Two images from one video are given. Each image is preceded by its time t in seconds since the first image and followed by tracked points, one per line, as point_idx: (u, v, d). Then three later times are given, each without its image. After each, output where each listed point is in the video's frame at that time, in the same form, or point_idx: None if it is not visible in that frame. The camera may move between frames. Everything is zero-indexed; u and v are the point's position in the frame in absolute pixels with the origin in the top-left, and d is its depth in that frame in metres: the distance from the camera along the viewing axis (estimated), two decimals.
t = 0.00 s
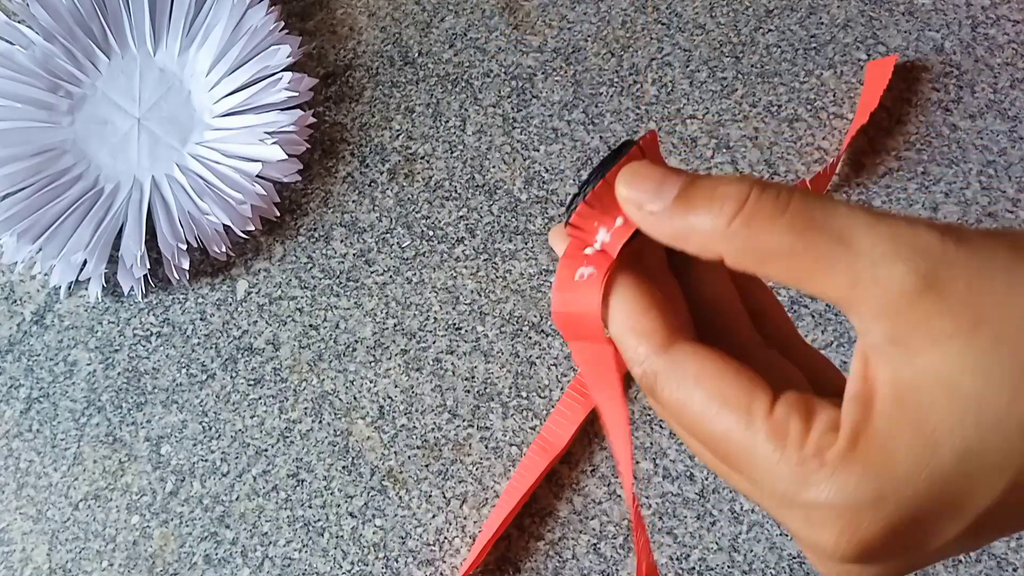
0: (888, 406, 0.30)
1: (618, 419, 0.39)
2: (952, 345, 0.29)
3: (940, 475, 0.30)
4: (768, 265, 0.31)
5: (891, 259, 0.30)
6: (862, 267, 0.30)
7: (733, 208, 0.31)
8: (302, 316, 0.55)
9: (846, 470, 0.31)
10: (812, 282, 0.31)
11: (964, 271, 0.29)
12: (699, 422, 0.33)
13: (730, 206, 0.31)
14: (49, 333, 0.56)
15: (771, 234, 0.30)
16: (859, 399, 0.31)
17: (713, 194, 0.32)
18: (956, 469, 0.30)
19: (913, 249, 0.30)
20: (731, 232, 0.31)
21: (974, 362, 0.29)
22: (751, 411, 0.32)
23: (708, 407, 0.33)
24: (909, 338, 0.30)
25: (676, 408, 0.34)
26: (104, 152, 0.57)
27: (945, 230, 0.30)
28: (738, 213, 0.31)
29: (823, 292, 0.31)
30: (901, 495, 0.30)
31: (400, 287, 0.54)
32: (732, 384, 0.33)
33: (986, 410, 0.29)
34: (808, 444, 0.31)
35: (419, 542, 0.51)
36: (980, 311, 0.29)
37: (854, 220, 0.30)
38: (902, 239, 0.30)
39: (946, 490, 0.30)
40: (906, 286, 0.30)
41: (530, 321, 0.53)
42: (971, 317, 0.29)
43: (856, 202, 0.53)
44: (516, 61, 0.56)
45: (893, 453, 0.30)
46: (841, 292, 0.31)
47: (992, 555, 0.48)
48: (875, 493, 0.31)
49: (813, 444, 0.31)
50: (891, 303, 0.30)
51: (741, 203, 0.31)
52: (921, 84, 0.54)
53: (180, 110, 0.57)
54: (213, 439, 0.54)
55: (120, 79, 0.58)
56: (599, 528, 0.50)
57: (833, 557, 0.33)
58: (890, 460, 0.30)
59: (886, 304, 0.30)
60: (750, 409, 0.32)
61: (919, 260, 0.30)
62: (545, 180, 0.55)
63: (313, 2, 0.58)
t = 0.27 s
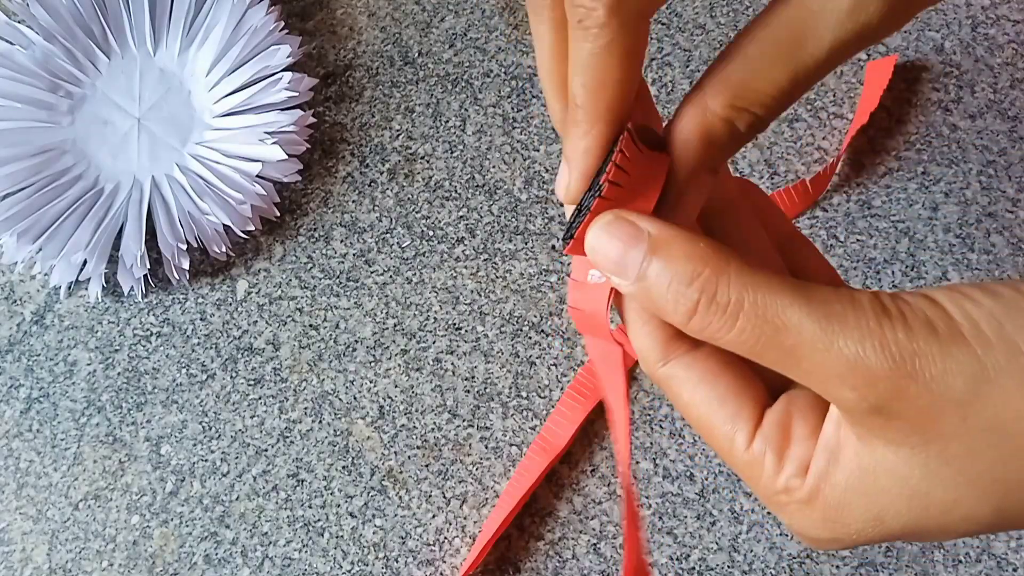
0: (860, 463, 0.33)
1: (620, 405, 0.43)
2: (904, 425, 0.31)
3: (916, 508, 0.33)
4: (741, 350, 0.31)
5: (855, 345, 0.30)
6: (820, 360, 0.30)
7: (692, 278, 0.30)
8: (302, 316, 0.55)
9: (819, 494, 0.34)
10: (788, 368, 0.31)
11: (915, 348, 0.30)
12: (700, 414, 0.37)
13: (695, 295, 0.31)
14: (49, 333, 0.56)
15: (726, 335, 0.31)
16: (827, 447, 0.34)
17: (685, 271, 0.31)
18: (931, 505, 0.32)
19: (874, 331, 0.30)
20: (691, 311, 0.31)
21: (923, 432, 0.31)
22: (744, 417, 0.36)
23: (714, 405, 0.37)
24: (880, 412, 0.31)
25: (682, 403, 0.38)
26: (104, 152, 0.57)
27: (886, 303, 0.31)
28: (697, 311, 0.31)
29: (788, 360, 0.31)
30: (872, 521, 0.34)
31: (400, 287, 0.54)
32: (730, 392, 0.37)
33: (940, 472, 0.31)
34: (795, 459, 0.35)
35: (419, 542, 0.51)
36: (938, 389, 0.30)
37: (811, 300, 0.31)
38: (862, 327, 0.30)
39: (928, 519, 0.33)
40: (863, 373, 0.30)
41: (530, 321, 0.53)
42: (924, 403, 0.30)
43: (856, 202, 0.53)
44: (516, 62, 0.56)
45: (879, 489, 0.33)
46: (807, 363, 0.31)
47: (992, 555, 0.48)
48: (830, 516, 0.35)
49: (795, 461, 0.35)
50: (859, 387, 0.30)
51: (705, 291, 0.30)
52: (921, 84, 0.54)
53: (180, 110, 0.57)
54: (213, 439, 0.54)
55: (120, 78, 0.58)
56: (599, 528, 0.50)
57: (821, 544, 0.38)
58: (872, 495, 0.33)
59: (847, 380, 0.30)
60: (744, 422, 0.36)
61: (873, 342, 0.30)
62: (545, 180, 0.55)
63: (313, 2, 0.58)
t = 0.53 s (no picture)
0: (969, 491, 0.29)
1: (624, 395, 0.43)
2: (925, 434, 0.30)
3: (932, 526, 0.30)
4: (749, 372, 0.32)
5: (857, 342, 0.31)
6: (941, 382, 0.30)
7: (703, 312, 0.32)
8: (302, 316, 0.55)
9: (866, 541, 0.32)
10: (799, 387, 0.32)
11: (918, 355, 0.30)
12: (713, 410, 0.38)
13: (699, 329, 0.32)
14: (49, 333, 0.56)
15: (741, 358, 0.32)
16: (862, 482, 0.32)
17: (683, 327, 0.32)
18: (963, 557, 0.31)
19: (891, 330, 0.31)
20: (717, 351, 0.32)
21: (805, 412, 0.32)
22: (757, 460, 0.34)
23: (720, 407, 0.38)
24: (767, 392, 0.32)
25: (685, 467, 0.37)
26: (104, 152, 0.57)
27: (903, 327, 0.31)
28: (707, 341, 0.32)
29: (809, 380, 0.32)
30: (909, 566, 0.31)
31: (401, 287, 0.54)
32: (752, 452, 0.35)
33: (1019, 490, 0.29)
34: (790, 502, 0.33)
35: (419, 542, 0.51)
36: (965, 416, 0.30)
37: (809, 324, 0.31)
38: (869, 328, 0.31)
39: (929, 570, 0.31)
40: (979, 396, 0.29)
41: (530, 321, 0.53)
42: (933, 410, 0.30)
43: (856, 202, 0.53)
44: (515, 62, 0.56)
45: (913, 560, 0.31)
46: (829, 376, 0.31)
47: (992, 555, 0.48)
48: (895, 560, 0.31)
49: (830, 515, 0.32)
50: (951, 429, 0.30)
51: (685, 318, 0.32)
52: (921, 84, 0.54)
53: (180, 110, 0.57)
54: (213, 439, 0.54)
55: (120, 78, 0.58)
56: (599, 528, 0.50)
57: None
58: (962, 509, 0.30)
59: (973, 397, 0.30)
60: (771, 481, 0.34)
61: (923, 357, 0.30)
62: (545, 180, 0.55)
63: (313, 2, 0.58)
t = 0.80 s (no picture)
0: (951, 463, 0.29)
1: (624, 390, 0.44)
2: (884, 418, 0.29)
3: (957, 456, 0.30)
4: (699, 371, 0.31)
5: (850, 383, 0.29)
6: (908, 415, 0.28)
7: (675, 313, 0.31)
8: (301, 316, 0.54)
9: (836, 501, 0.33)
10: (757, 394, 0.31)
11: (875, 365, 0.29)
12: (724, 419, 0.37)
13: (688, 334, 0.31)
14: (48, 333, 0.56)
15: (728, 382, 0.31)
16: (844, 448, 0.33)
17: (649, 300, 0.31)
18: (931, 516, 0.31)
19: (872, 370, 0.29)
20: (694, 366, 0.31)
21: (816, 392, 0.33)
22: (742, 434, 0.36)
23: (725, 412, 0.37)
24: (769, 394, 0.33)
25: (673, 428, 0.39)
26: (103, 152, 0.56)
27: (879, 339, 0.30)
28: (697, 367, 0.31)
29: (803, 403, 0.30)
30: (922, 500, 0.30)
31: (400, 287, 0.54)
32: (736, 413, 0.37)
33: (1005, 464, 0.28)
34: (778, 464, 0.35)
35: (419, 542, 0.51)
36: (974, 367, 0.28)
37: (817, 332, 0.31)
38: (862, 360, 0.29)
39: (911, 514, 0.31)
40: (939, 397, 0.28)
41: (530, 321, 0.53)
42: (934, 406, 0.28)
43: (857, 202, 0.53)
44: (515, 61, 0.56)
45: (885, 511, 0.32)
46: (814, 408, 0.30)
47: (994, 556, 0.48)
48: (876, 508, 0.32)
49: (806, 472, 0.34)
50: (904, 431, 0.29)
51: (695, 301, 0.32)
52: (922, 83, 0.54)
53: (180, 110, 0.57)
54: (212, 439, 0.54)
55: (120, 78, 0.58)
56: (599, 528, 0.50)
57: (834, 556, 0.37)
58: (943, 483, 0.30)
59: (953, 380, 0.28)
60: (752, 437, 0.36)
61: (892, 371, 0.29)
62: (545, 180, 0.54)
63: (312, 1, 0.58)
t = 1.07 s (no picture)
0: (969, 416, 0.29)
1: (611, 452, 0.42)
2: (943, 349, 0.29)
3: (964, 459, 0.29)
4: (762, 260, 0.32)
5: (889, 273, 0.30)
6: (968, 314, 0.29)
7: (733, 211, 0.31)
8: (301, 316, 0.54)
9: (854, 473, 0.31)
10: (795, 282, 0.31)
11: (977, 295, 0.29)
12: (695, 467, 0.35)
13: (741, 206, 0.31)
14: (48, 333, 0.56)
15: (783, 237, 0.31)
16: (859, 421, 0.31)
17: (694, 189, 0.32)
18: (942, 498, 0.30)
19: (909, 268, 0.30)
20: (744, 238, 0.31)
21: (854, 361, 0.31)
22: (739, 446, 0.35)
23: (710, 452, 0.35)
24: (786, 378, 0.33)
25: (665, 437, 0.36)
26: (103, 152, 0.56)
27: (953, 247, 0.30)
28: (751, 212, 0.31)
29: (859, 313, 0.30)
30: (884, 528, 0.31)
31: (400, 287, 0.54)
32: (728, 429, 0.35)
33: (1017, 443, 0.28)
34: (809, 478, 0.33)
35: (419, 542, 0.51)
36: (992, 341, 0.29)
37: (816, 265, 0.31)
38: (924, 250, 0.30)
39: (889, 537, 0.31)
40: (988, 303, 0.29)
41: (530, 321, 0.53)
42: (965, 318, 0.29)
43: (857, 202, 0.53)
44: (515, 61, 0.56)
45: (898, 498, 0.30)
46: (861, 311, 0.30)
47: (993, 555, 0.48)
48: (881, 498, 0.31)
49: (818, 465, 0.33)
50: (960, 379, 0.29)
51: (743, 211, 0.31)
52: (922, 83, 0.54)
53: (180, 110, 0.57)
54: (212, 439, 0.54)
55: (120, 78, 0.58)
56: (599, 528, 0.50)
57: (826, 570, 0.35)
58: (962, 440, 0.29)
59: (974, 355, 0.29)
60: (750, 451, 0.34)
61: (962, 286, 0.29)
62: (545, 179, 0.54)
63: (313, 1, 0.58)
